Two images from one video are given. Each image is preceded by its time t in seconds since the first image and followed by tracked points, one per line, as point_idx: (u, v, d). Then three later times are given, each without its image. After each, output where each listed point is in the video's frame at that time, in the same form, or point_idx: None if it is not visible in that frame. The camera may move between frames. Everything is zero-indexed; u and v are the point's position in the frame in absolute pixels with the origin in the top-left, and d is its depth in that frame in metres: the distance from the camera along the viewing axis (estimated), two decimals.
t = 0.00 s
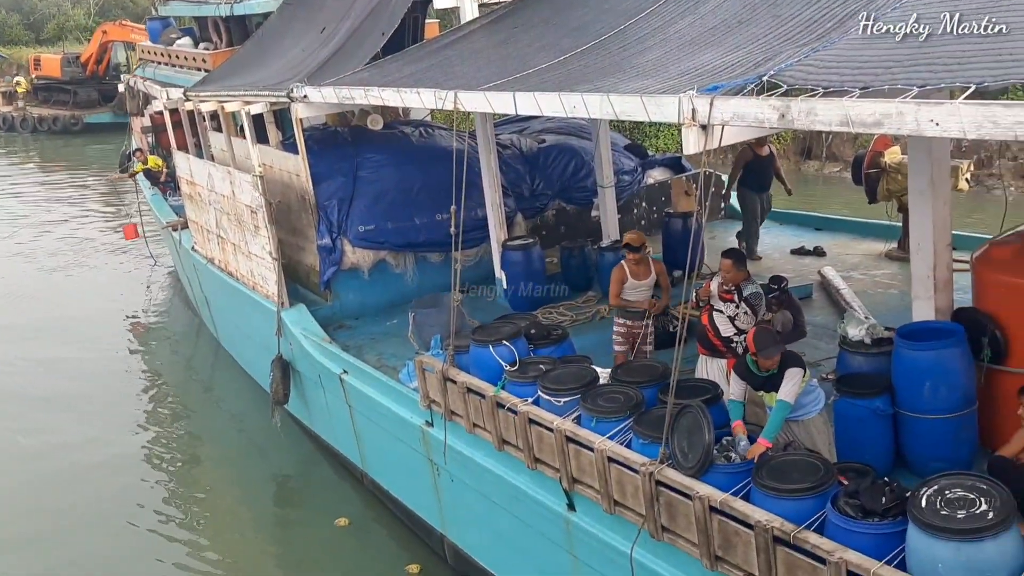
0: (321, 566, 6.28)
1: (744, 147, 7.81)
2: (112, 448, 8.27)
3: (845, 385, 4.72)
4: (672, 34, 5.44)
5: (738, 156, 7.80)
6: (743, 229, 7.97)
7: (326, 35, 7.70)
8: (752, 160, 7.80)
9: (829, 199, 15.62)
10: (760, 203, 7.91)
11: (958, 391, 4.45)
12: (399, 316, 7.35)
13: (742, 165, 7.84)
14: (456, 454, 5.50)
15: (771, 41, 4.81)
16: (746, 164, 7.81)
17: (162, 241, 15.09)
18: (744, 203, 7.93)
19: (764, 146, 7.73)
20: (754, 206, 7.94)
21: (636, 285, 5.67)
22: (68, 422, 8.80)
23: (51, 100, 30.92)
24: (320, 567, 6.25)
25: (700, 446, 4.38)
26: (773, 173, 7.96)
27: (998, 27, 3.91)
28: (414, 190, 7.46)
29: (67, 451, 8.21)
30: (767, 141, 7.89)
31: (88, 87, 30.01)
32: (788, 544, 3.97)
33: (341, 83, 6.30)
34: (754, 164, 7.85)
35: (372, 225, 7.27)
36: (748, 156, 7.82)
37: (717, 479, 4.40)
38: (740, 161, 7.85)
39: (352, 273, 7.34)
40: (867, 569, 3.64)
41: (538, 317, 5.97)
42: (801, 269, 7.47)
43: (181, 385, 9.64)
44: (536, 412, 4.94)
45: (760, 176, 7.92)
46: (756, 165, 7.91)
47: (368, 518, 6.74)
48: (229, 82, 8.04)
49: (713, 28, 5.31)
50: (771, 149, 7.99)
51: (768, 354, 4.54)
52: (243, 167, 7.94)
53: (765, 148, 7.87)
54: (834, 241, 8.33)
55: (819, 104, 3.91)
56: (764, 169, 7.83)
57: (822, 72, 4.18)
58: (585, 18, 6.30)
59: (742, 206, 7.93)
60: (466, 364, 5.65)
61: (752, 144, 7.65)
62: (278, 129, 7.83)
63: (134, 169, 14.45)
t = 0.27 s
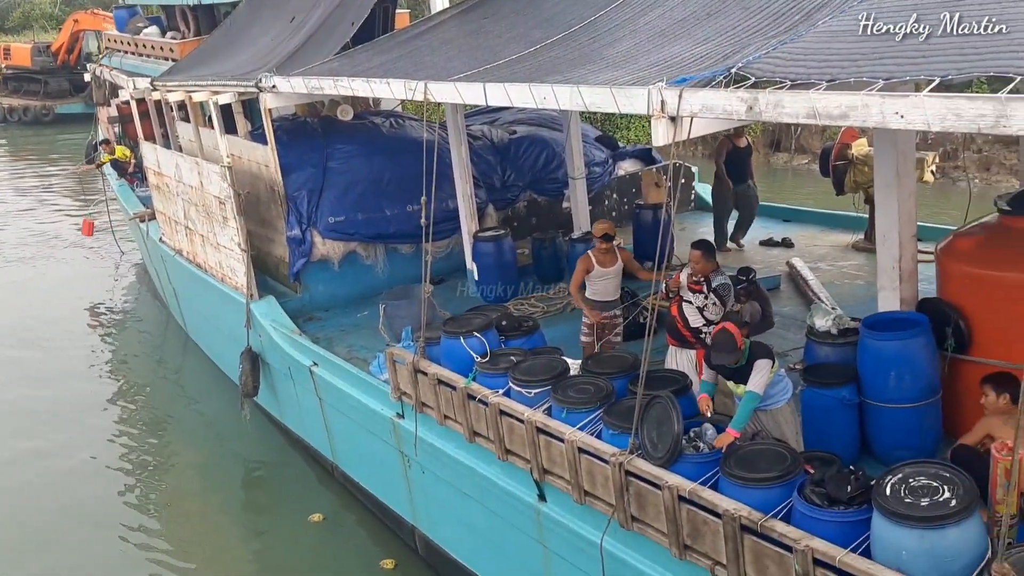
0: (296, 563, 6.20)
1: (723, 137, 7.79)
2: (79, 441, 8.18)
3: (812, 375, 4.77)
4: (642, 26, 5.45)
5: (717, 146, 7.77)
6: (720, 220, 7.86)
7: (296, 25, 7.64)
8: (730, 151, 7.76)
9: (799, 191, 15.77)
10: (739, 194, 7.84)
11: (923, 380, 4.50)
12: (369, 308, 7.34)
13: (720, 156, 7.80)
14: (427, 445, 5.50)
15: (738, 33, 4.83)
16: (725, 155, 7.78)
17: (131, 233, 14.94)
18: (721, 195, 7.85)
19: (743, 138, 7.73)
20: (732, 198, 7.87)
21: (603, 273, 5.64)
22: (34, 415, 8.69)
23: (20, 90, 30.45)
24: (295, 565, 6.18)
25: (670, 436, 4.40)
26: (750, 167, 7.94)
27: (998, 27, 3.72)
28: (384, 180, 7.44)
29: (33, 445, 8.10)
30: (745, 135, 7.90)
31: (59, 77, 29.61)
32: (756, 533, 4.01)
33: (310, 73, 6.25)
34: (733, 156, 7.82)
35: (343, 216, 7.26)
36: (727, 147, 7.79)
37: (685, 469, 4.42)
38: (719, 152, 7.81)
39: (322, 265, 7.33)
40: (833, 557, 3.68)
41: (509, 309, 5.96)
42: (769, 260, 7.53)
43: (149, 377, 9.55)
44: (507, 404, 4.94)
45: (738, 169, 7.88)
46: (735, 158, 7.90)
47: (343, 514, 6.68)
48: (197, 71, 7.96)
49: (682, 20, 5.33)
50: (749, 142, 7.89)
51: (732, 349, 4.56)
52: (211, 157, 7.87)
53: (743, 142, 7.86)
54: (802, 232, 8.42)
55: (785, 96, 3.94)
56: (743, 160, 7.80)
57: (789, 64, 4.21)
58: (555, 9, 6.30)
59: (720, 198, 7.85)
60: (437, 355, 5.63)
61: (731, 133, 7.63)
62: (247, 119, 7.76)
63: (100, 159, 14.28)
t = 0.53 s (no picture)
0: (282, 561, 6.13)
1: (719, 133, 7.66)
2: (59, 435, 8.14)
3: (792, 365, 4.80)
4: (623, 17, 5.45)
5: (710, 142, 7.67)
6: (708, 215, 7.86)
7: (276, 15, 7.58)
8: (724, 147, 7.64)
9: (780, 183, 15.85)
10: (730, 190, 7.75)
11: (901, 370, 4.54)
12: (352, 300, 7.35)
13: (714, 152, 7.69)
14: (409, 437, 5.50)
15: (718, 24, 4.84)
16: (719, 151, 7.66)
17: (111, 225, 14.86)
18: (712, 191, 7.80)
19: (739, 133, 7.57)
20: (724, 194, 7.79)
21: (585, 264, 5.66)
22: (13, 409, 8.64)
23: None
24: (282, 563, 6.11)
25: (651, 427, 4.42)
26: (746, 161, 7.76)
27: (998, 27, 3.58)
28: (365, 171, 7.41)
29: (13, 439, 8.06)
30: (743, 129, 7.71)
31: (42, 69, 29.35)
32: (736, 522, 4.04)
33: (290, 64, 6.22)
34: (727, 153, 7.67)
35: (324, 208, 7.23)
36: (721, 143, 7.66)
37: (666, 459, 4.44)
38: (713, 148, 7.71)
39: (303, 257, 7.34)
40: (812, 546, 3.71)
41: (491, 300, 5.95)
42: (750, 251, 7.57)
43: (130, 370, 9.51)
44: (489, 395, 4.93)
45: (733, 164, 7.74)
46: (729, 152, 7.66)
47: (329, 511, 6.63)
48: (176, 62, 7.90)
49: (663, 11, 5.33)
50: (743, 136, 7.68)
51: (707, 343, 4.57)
52: (190, 149, 7.82)
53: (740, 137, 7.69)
54: (782, 222, 8.46)
55: (764, 88, 3.95)
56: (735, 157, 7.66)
57: (768, 56, 4.22)
58: None
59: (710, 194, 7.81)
60: (419, 347, 5.62)
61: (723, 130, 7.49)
62: (227, 110, 7.72)
63: (79, 151, 14.18)
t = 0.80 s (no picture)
0: (269, 559, 6.07)
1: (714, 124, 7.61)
2: (39, 429, 8.10)
3: (772, 354, 4.83)
4: (603, 7, 5.44)
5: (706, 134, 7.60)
6: (707, 209, 7.75)
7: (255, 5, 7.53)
8: (721, 138, 7.56)
9: (762, 173, 15.93)
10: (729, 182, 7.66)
11: (879, 358, 4.57)
12: (332, 292, 7.34)
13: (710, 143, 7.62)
14: (390, 429, 5.50)
15: (697, 14, 4.84)
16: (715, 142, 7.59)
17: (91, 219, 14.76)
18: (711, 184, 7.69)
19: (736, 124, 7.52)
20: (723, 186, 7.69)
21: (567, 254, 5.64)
22: None
23: None
24: (268, 560, 6.05)
25: (632, 417, 4.43)
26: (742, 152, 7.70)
27: (998, 27, 3.40)
28: (345, 163, 7.40)
29: None
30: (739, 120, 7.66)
31: (25, 62, 29.05)
32: (717, 511, 4.06)
33: (268, 55, 6.19)
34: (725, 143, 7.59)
35: (304, 200, 7.22)
36: (718, 135, 7.59)
37: (648, 449, 4.45)
38: (709, 140, 7.63)
39: (283, 250, 7.33)
40: (791, 534, 3.75)
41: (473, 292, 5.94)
42: (730, 241, 7.60)
43: (110, 364, 9.46)
44: (471, 387, 4.93)
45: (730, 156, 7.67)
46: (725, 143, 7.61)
47: (315, 508, 6.57)
48: (154, 53, 7.84)
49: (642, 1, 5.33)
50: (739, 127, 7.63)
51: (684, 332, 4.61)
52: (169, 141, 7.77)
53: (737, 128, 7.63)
54: (763, 212, 8.50)
55: (744, 78, 3.95)
56: (733, 147, 7.58)
57: (747, 46, 4.23)
58: None
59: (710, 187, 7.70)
60: (400, 339, 5.61)
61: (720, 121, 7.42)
62: (205, 102, 7.67)
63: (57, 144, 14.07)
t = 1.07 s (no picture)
0: (256, 555, 6.03)
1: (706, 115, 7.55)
2: (20, 425, 8.04)
3: (753, 342, 4.85)
4: None
5: (700, 123, 7.52)
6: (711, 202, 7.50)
7: None
8: (714, 128, 7.49)
9: (744, 163, 16.00)
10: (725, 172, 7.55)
11: (860, 345, 4.60)
12: (314, 285, 7.32)
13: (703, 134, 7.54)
14: (374, 420, 5.50)
15: (676, 3, 4.84)
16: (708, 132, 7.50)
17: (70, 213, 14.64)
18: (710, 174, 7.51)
19: (729, 113, 7.48)
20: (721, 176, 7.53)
21: (552, 243, 5.62)
22: None
23: None
24: (255, 556, 6.02)
25: (615, 407, 4.45)
26: (734, 144, 7.67)
27: (998, 27, 3.24)
28: (326, 154, 7.38)
29: None
30: (730, 111, 7.64)
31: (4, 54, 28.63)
32: (699, 498, 4.08)
33: (247, 46, 6.15)
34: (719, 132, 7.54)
35: (285, 191, 7.18)
36: (710, 125, 7.53)
37: (631, 438, 4.47)
38: (701, 131, 7.55)
39: (264, 241, 7.30)
40: (773, 520, 3.78)
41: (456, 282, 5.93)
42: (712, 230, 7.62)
43: (91, 358, 9.40)
44: (455, 377, 4.92)
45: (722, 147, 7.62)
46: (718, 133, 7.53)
47: (302, 503, 6.54)
48: (132, 44, 7.77)
49: None
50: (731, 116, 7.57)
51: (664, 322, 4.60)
52: (148, 132, 7.72)
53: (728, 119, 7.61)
54: (745, 201, 8.51)
55: (723, 66, 3.95)
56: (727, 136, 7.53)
57: (728, 34, 4.23)
58: None
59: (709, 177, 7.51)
60: (383, 331, 5.59)
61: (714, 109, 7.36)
62: (184, 93, 7.62)
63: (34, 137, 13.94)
